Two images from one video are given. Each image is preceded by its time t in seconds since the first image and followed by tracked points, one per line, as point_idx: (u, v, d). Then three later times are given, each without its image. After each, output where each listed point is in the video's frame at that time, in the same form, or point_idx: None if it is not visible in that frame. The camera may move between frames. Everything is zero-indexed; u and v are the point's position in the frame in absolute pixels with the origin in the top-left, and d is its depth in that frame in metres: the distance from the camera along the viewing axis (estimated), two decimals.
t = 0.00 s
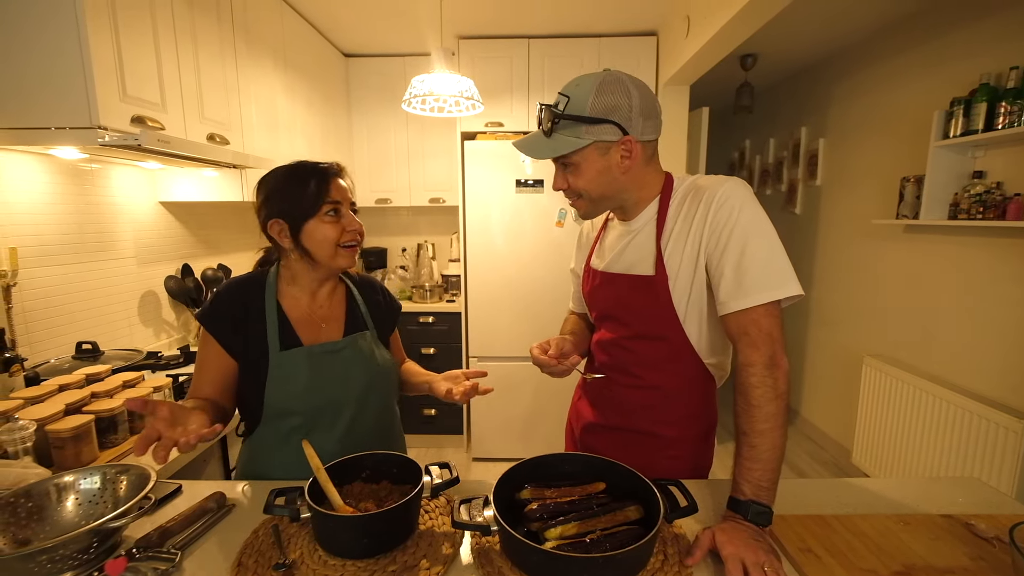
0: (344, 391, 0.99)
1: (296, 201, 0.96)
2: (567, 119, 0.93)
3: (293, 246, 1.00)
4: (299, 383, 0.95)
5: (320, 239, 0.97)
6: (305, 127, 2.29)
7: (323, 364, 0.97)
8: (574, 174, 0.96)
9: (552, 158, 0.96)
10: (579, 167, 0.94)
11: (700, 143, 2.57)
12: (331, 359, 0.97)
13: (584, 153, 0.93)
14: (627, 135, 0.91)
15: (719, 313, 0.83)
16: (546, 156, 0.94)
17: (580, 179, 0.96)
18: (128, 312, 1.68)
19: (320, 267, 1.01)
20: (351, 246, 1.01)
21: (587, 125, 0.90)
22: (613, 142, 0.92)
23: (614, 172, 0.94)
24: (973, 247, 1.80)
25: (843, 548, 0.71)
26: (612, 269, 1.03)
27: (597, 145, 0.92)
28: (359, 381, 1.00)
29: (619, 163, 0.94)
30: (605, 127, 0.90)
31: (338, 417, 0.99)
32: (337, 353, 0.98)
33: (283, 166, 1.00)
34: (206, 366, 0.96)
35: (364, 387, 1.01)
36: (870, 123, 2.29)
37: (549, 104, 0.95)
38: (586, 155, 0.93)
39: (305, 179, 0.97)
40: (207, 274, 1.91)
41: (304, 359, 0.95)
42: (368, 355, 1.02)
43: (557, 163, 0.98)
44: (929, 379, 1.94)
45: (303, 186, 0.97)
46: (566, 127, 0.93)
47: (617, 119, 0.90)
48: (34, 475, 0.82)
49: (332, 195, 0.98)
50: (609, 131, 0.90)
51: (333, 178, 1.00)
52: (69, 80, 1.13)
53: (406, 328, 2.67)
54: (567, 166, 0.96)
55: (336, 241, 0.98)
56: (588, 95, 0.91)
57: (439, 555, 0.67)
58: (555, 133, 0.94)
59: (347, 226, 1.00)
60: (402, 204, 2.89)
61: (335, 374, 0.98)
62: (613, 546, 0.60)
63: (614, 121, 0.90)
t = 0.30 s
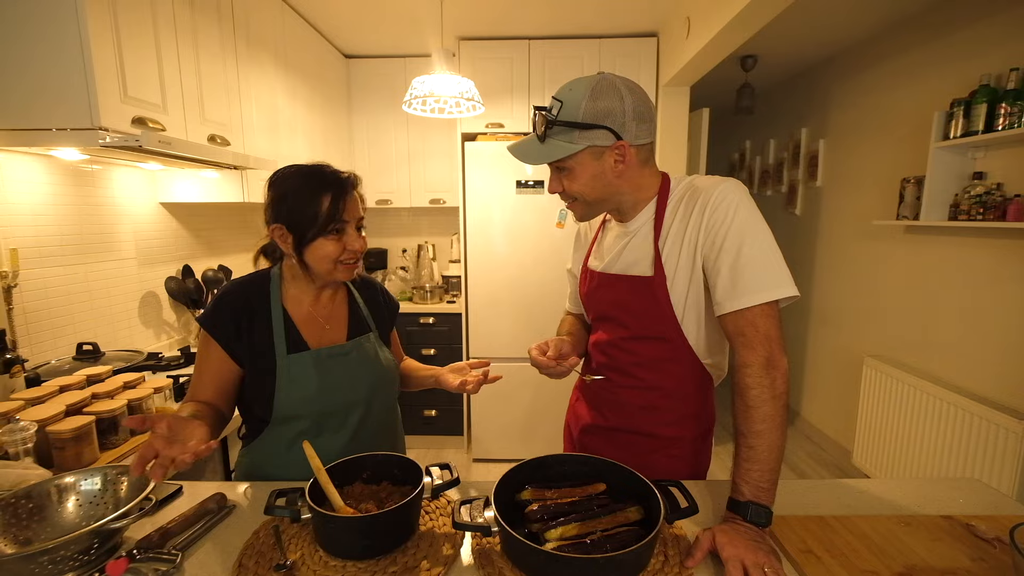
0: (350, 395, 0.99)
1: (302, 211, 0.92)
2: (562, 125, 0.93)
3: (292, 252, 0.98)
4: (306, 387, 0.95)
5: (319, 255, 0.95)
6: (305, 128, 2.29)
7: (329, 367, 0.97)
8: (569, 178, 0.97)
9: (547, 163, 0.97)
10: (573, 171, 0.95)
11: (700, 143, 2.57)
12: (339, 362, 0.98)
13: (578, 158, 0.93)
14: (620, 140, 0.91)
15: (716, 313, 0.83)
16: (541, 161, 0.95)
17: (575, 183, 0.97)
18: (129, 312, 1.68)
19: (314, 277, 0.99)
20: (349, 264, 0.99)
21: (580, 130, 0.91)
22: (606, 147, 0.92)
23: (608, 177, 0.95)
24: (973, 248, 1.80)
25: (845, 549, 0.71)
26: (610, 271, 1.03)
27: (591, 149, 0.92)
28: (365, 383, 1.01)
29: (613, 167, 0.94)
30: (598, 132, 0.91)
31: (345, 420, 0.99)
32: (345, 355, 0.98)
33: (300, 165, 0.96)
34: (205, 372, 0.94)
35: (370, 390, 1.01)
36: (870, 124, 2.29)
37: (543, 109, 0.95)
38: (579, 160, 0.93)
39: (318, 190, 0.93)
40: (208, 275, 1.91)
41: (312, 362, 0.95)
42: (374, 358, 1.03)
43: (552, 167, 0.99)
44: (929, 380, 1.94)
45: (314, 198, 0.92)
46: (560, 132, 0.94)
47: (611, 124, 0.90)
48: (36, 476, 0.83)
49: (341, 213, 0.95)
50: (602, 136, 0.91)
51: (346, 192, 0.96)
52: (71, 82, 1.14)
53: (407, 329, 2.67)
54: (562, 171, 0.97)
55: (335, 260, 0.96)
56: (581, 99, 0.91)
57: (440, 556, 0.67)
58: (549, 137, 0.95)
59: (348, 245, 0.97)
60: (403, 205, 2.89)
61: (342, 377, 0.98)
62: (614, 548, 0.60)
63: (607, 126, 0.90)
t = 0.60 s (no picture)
0: (351, 394, 0.99)
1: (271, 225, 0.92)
2: (568, 120, 0.92)
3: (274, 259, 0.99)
4: (307, 385, 0.95)
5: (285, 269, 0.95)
6: (306, 128, 2.29)
7: (330, 366, 0.96)
8: (574, 175, 0.96)
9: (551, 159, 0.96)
10: (579, 168, 0.94)
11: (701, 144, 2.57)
12: (340, 361, 0.98)
13: (584, 154, 0.92)
14: (626, 137, 0.91)
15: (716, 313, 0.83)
16: (546, 157, 0.94)
17: (580, 180, 0.96)
18: (129, 312, 1.68)
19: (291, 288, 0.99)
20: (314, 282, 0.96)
21: (587, 126, 0.90)
22: (612, 143, 0.92)
23: (613, 173, 0.94)
24: (973, 249, 1.80)
25: (845, 550, 0.71)
26: (610, 270, 1.03)
27: (596, 146, 0.92)
28: (365, 383, 1.00)
29: (618, 163, 0.94)
30: (604, 128, 0.90)
31: (344, 419, 0.99)
32: (345, 354, 0.98)
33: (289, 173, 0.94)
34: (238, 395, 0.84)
35: (370, 390, 1.01)
36: (871, 125, 2.29)
37: (549, 105, 0.95)
38: (585, 157, 0.93)
39: (283, 207, 0.90)
40: (208, 275, 1.91)
41: (313, 359, 0.95)
42: (375, 358, 1.03)
43: (556, 164, 0.98)
44: (930, 381, 1.94)
45: (278, 215, 0.90)
46: (566, 127, 0.93)
47: (617, 121, 0.90)
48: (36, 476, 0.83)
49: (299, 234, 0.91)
50: (608, 133, 0.91)
51: (309, 211, 0.91)
52: (71, 82, 1.14)
53: (407, 329, 2.67)
54: (567, 167, 0.96)
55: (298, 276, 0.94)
56: (588, 96, 0.91)
57: (440, 556, 0.67)
58: (555, 134, 0.94)
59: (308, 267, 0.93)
60: (403, 205, 2.89)
61: (342, 376, 0.98)
62: (614, 548, 0.60)
63: (614, 123, 0.90)
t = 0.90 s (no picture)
0: (350, 395, 0.99)
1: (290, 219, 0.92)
2: (573, 119, 0.92)
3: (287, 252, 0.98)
4: (306, 385, 0.95)
5: (298, 263, 0.93)
6: (307, 128, 2.30)
7: (329, 367, 0.96)
8: (578, 174, 0.96)
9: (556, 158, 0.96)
10: (583, 167, 0.94)
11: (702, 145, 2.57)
12: (339, 362, 0.97)
13: (588, 152, 0.92)
14: (631, 135, 0.91)
15: (717, 314, 0.83)
16: (551, 155, 0.94)
17: (584, 179, 0.96)
18: (131, 312, 1.69)
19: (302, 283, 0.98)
20: (328, 280, 0.94)
21: (592, 124, 0.90)
22: (617, 141, 0.92)
23: (618, 171, 0.94)
24: (974, 251, 1.80)
25: (847, 553, 0.71)
26: (611, 271, 1.03)
27: (601, 144, 0.92)
28: (363, 384, 1.00)
29: (623, 162, 0.93)
30: (609, 126, 0.90)
31: (342, 419, 0.99)
32: (344, 355, 0.98)
33: (309, 170, 0.94)
34: (225, 360, 0.85)
35: (369, 391, 1.01)
36: (872, 126, 2.29)
37: (554, 103, 0.95)
38: (590, 155, 0.92)
39: (306, 199, 0.90)
40: (209, 275, 1.91)
41: (312, 359, 0.95)
42: (375, 359, 1.03)
43: (560, 163, 0.98)
44: (930, 383, 1.93)
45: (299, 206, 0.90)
46: (571, 126, 0.93)
47: (622, 119, 0.90)
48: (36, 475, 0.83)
49: (318, 227, 0.90)
50: (613, 131, 0.90)
51: (331, 205, 0.91)
52: (73, 82, 1.14)
53: (408, 329, 2.67)
54: (571, 166, 0.96)
55: (311, 270, 0.92)
56: (593, 94, 0.91)
57: (440, 556, 0.67)
58: (560, 132, 0.94)
59: (324, 262, 0.92)
60: (404, 205, 2.89)
61: (341, 377, 0.98)
62: (615, 549, 0.60)
63: (619, 121, 0.90)
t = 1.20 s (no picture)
0: (360, 400, 0.99)
1: (308, 219, 0.92)
2: (601, 125, 0.89)
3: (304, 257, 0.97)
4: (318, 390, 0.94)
5: (313, 268, 0.93)
6: (312, 132, 2.30)
7: (343, 372, 0.96)
8: (609, 182, 0.92)
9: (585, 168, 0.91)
10: (615, 174, 0.91)
11: (705, 151, 2.58)
12: (353, 367, 0.97)
13: (620, 157, 0.89)
14: (656, 134, 0.90)
15: (727, 322, 0.83)
16: (585, 165, 0.89)
17: (615, 186, 0.92)
18: (134, 314, 1.68)
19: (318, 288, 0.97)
20: (340, 285, 0.94)
21: (622, 127, 0.88)
22: (644, 142, 0.90)
23: (647, 172, 0.92)
24: (978, 258, 1.80)
25: (859, 562, 0.70)
26: (618, 277, 1.03)
27: (632, 146, 0.89)
28: (376, 388, 1.01)
29: (651, 162, 0.92)
30: (639, 127, 0.88)
31: (354, 423, 0.99)
32: (359, 361, 0.98)
33: (329, 173, 0.94)
34: (224, 363, 0.91)
35: (374, 396, 1.01)
36: (875, 133, 2.30)
37: (575, 112, 0.90)
38: (622, 160, 0.89)
39: (322, 201, 0.90)
40: (213, 278, 1.91)
41: (327, 364, 0.95)
42: (388, 365, 1.03)
43: (587, 173, 0.93)
44: (935, 390, 1.93)
45: (316, 209, 0.90)
46: (600, 132, 0.89)
47: (648, 119, 0.89)
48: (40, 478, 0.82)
49: (334, 229, 0.89)
50: (642, 131, 0.89)
51: (346, 207, 0.90)
52: (82, 84, 1.14)
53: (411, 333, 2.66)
54: (601, 174, 0.92)
55: (326, 276, 0.92)
56: (617, 98, 0.88)
57: (449, 564, 0.67)
58: (588, 140, 0.90)
59: (337, 266, 0.91)
60: (408, 209, 2.89)
61: (355, 382, 0.98)
62: (626, 557, 0.59)
63: (646, 121, 0.89)
